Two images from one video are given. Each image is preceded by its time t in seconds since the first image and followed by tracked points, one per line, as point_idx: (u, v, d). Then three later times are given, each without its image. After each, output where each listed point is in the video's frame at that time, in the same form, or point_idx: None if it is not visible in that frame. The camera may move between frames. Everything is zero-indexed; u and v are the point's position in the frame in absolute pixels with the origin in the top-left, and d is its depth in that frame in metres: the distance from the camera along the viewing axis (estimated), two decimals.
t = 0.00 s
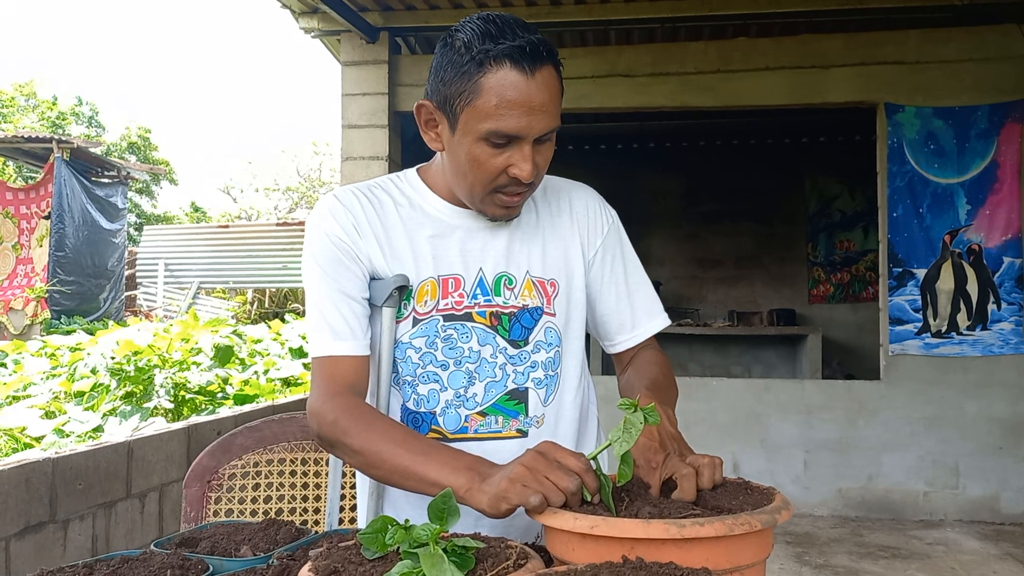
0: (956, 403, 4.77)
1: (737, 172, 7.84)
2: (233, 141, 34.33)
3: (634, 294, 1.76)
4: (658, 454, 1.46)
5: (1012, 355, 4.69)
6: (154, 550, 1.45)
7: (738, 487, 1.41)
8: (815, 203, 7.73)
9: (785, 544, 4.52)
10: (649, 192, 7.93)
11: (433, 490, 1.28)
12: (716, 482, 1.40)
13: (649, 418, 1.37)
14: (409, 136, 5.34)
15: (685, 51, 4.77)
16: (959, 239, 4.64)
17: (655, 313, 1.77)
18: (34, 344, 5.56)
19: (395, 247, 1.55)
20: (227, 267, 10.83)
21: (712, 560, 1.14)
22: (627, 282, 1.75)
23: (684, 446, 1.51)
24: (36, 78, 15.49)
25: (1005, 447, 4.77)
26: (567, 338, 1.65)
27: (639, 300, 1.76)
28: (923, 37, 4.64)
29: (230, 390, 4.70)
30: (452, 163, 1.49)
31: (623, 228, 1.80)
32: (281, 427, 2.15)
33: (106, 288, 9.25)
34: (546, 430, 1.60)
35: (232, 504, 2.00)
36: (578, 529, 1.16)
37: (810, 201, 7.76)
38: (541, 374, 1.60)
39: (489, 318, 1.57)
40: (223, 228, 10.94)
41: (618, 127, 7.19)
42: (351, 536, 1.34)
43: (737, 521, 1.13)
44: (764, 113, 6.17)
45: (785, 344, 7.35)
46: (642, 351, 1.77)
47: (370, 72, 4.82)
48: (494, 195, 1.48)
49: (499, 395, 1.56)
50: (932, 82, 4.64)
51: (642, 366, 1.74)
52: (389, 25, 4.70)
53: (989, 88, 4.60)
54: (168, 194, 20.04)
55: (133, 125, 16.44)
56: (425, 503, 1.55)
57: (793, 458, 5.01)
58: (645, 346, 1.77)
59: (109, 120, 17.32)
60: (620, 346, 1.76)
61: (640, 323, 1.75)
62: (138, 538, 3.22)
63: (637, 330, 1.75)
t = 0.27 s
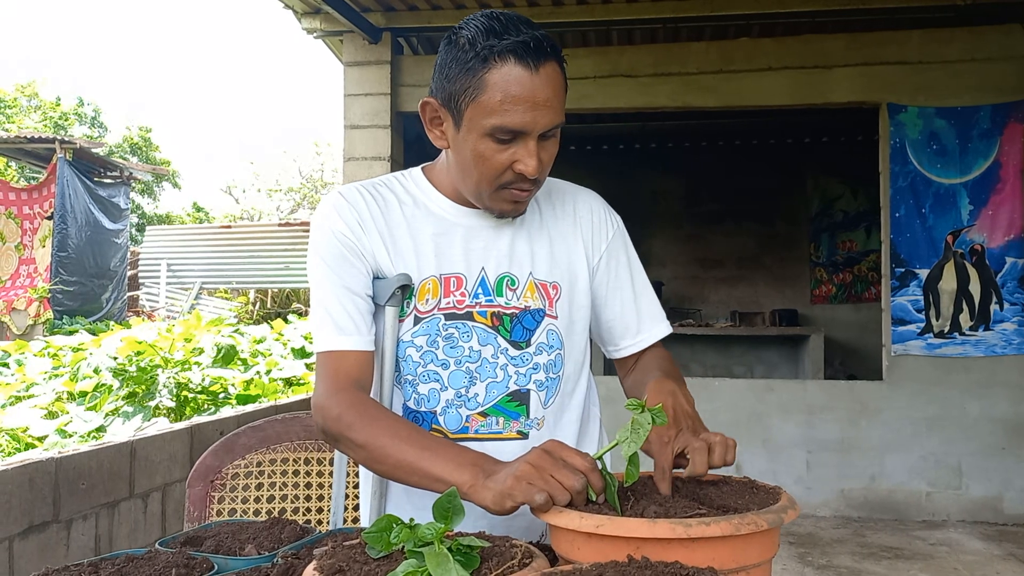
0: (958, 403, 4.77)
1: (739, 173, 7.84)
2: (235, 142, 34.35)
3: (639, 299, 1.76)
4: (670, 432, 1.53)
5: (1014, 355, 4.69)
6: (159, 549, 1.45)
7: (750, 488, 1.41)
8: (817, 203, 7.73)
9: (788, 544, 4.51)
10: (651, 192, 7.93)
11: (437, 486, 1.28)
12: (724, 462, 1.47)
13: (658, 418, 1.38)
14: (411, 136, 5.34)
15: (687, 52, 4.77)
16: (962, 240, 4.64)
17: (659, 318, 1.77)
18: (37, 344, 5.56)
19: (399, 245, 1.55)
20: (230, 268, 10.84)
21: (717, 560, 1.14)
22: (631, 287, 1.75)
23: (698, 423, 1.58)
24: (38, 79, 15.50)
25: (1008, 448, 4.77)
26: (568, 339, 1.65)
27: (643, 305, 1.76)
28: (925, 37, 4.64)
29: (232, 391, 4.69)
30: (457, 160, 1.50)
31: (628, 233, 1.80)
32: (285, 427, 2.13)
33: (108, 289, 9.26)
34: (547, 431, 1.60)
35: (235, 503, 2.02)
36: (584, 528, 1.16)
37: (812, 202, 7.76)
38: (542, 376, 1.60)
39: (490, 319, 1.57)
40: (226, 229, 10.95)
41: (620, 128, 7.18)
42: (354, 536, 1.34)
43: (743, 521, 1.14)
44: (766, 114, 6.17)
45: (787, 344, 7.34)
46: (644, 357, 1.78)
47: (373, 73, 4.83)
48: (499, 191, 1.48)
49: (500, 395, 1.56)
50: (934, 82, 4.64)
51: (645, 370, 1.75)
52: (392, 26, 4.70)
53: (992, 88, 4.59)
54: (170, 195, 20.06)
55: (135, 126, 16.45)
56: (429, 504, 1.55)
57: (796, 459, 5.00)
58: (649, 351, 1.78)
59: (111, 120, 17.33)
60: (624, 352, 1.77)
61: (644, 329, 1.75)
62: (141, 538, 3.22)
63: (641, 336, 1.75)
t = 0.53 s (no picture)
0: (961, 404, 4.76)
1: (741, 173, 7.84)
2: (236, 142, 34.38)
3: (641, 299, 1.75)
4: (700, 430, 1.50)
5: (1016, 356, 4.69)
6: (162, 549, 1.46)
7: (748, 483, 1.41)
8: (819, 203, 7.73)
9: (790, 545, 4.51)
10: (652, 193, 7.93)
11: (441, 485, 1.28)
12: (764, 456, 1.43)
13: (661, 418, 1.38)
14: (413, 137, 5.34)
15: (688, 52, 4.76)
16: (964, 240, 4.63)
17: (663, 319, 1.77)
18: (38, 345, 5.56)
19: (402, 245, 1.55)
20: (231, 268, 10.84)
21: (722, 560, 1.14)
22: (633, 287, 1.75)
23: (730, 422, 1.53)
24: (39, 79, 15.50)
25: (1010, 448, 4.76)
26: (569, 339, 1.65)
27: (646, 305, 1.76)
28: (927, 37, 4.64)
29: (234, 391, 4.70)
30: (461, 160, 1.50)
31: (631, 234, 1.79)
32: (287, 426, 2.12)
33: (109, 289, 9.26)
34: (548, 431, 1.60)
35: (237, 503, 2.01)
36: (588, 528, 1.16)
37: (814, 202, 7.76)
38: (544, 376, 1.60)
39: (492, 319, 1.57)
40: (227, 229, 10.95)
41: (622, 128, 7.18)
42: (357, 536, 1.34)
43: (746, 521, 1.13)
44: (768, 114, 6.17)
45: (789, 344, 7.34)
46: (655, 354, 1.76)
47: (374, 73, 4.83)
48: (503, 191, 1.48)
49: (502, 395, 1.56)
50: (936, 82, 4.64)
51: (654, 372, 1.73)
52: (393, 26, 4.70)
53: (994, 89, 4.59)
54: (171, 195, 20.08)
55: (136, 127, 16.46)
56: (432, 504, 1.55)
57: (798, 459, 5.00)
58: (658, 348, 1.76)
59: (112, 120, 17.34)
60: (634, 350, 1.76)
61: (647, 329, 1.75)
62: (142, 538, 3.22)
63: (644, 336, 1.75)
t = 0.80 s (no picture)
0: (962, 404, 4.76)
1: (742, 173, 7.83)
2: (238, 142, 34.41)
3: (642, 298, 1.76)
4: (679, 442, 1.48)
5: (1018, 356, 4.68)
6: (164, 547, 1.46)
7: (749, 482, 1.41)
8: (820, 203, 7.72)
9: (792, 545, 4.51)
10: (654, 193, 7.93)
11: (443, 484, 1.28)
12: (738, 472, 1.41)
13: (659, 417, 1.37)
14: (414, 137, 5.34)
15: (690, 51, 4.76)
16: (966, 240, 4.63)
17: (663, 318, 1.77)
18: (40, 344, 5.56)
19: (405, 244, 1.55)
20: (233, 268, 10.86)
21: (723, 559, 1.14)
22: (633, 286, 1.75)
23: (707, 434, 1.52)
24: (41, 79, 15.52)
25: (1012, 448, 4.76)
26: (571, 337, 1.65)
27: (646, 305, 1.76)
28: (929, 37, 4.63)
29: (236, 390, 4.70)
30: (461, 161, 1.50)
31: (632, 233, 1.79)
32: (290, 426, 2.12)
33: (111, 289, 9.28)
34: (551, 429, 1.60)
35: (240, 503, 2.01)
36: (589, 527, 1.16)
37: (816, 202, 7.76)
38: (546, 374, 1.60)
39: (494, 317, 1.57)
40: (229, 229, 10.96)
41: (623, 128, 7.17)
42: (359, 535, 1.34)
43: (748, 520, 1.13)
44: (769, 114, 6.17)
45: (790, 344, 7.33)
46: (653, 354, 1.77)
47: (376, 73, 4.83)
48: (503, 191, 1.48)
49: (504, 393, 1.56)
50: (938, 82, 4.63)
51: (652, 368, 1.74)
52: (395, 26, 4.70)
53: (995, 89, 4.59)
54: (173, 195, 20.10)
55: (138, 127, 16.48)
56: (433, 503, 1.55)
57: (799, 459, 5.00)
58: (656, 348, 1.77)
59: (114, 120, 17.35)
60: (629, 350, 1.76)
61: (647, 328, 1.75)
62: (145, 537, 3.23)
63: (645, 335, 1.75)
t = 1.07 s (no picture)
0: (964, 404, 4.76)
1: (744, 173, 7.83)
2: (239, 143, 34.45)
3: (641, 290, 1.76)
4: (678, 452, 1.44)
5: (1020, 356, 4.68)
6: (165, 548, 1.46)
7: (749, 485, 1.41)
8: (822, 203, 7.72)
9: (793, 545, 4.51)
10: (655, 193, 7.92)
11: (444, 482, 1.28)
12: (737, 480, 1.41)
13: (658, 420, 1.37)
14: (416, 137, 5.34)
15: (691, 51, 4.76)
16: (968, 240, 4.62)
17: (662, 309, 1.77)
18: (42, 345, 5.56)
19: (406, 245, 1.55)
20: (234, 268, 10.87)
21: (723, 559, 1.14)
22: (632, 279, 1.75)
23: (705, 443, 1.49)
24: (43, 79, 15.53)
25: (1014, 449, 4.76)
26: (574, 332, 1.66)
27: (645, 297, 1.76)
28: (930, 37, 4.63)
29: (237, 391, 4.71)
30: (458, 158, 1.50)
31: (628, 226, 1.80)
32: (291, 427, 2.12)
33: (113, 289, 9.28)
34: (558, 424, 1.60)
35: (241, 503, 2.01)
36: (590, 528, 1.16)
37: (817, 202, 7.75)
38: (551, 368, 1.60)
39: (498, 314, 1.57)
40: (231, 229, 10.97)
41: (625, 128, 7.17)
42: (360, 535, 1.34)
43: (748, 520, 1.13)
44: (771, 113, 6.16)
45: (792, 344, 7.33)
46: (652, 348, 1.76)
47: (377, 73, 4.83)
48: (500, 188, 1.48)
49: (510, 389, 1.56)
50: (939, 82, 4.63)
51: (650, 364, 1.73)
52: (397, 26, 4.70)
53: (997, 89, 4.58)
54: (174, 195, 20.13)
55: (139, 127, 16.50)
56: (435, 503, 1.55)
57: (801, 459, 5.00)
58: (654, 338, 1.77)
59: (116, 121, 17.36)
60: (628, 343, 1.76)
61: (646, 320, 1.75)
62: (147, 537, 3.23)
63: (644, 327, 1.75)
